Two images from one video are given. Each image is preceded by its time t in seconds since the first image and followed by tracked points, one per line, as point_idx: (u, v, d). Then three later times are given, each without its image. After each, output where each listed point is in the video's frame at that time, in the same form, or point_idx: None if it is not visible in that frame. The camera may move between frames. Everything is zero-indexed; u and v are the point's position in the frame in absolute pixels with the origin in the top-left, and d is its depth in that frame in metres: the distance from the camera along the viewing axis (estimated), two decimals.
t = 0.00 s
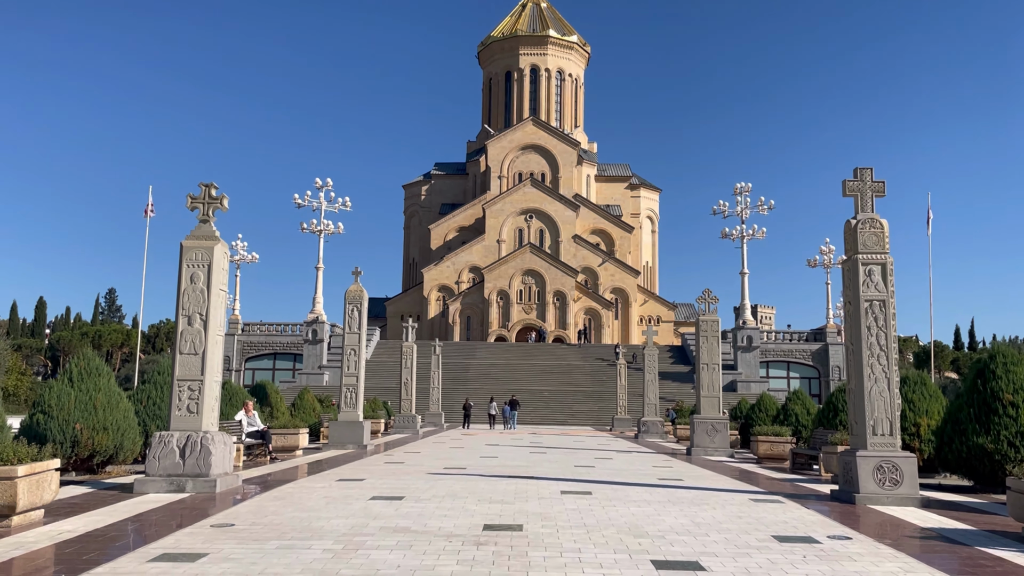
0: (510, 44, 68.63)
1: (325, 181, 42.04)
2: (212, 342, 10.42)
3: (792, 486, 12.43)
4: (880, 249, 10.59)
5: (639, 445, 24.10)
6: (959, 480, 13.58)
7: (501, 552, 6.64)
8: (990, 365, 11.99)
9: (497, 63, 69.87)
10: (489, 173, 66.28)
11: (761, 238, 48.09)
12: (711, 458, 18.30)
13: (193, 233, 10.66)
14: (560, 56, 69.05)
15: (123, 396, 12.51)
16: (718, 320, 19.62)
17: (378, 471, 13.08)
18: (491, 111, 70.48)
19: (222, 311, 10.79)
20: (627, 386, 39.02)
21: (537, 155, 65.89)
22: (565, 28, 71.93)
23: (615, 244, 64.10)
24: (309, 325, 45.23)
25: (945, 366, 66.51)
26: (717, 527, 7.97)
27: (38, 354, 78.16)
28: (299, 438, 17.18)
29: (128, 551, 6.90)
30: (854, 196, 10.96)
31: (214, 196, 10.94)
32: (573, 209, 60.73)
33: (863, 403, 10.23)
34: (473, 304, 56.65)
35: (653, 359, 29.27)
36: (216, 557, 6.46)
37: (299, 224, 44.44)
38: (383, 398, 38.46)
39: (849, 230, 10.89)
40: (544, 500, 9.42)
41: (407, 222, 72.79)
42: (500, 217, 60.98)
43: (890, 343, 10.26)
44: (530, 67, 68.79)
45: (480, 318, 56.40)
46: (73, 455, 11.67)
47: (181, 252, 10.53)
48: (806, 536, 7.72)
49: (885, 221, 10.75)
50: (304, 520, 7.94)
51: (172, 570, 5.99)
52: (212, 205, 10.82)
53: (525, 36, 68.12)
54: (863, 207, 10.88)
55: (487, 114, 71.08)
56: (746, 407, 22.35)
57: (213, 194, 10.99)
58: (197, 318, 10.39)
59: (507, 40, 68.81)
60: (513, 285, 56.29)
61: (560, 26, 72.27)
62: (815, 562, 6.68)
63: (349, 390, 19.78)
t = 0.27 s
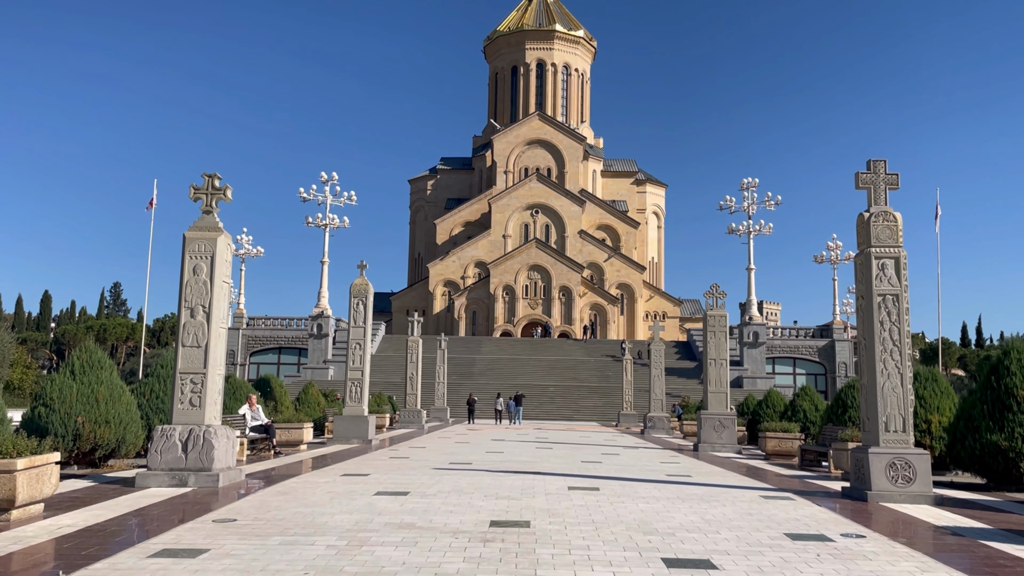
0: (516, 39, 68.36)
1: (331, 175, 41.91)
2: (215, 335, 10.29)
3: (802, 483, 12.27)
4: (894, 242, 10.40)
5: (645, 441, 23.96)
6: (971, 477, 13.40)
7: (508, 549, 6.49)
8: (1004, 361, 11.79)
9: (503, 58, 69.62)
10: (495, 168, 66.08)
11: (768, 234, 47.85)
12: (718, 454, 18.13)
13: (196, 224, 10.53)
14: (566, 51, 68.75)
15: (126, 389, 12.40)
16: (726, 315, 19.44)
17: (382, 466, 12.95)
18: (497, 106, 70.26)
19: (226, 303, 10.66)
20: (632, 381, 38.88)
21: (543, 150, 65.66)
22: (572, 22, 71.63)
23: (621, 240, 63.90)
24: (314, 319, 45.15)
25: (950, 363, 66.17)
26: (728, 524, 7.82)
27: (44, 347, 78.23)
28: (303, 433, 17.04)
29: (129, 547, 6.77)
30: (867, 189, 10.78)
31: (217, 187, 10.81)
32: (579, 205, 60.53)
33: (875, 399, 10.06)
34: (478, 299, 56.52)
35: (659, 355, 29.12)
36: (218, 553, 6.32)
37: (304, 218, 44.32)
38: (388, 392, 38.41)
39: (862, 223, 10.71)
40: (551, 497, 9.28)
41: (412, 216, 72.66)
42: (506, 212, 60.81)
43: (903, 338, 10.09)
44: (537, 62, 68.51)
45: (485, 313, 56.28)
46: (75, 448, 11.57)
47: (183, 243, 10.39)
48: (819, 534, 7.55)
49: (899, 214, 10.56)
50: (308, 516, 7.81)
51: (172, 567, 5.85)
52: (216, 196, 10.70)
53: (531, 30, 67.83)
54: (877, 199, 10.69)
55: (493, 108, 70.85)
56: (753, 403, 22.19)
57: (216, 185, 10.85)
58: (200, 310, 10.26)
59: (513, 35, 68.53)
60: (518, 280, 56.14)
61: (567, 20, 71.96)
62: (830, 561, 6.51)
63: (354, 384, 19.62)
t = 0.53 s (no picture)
0: (521, 35, 68.12)
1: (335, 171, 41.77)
2: (216, 332, 10.18)
3: (809, 483, 12.13)
4: (905, 240, 10.25)
5: (650, 439, 23.83)
6: (980, 478, 13.25)
7: (514, 552, 6.37)
8: (1015, 361, 11.63)
9: (507, 54, 69.41)
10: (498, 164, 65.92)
11: (772, 231, 47.69)
12: (723, 453, 17.98)
13: (197, 220, 10.41)
14: (570, 48, 68.50)
15: (127, 385, 12.30)
16: (731, 313, 19.28)
17: (385, 464, 12.84)
18: (501, 102, 70.09)
19: (227, 300, 10.56)
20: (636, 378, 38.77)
21: (547, 147, 65.48)
22: (576, 19, 71.38)
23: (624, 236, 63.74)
24: (318, 315, 45.07)
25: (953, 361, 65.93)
26: (736, 527, 7.69)
27: (48, 342, 78.19)
28: (306, 430, 16.87)
29: (129, 548, 6.66)
30: (878, 186, 10.62)
31: (219, 182, 10.69)
32: (582, 201, 60.36)
33: (885, 399, 9.91)
34: (482, 296, 56.41)
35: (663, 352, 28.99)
36: (219, 555, 6.20)
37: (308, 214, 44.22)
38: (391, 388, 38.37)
39: (872, 221, 10.55)
40: (557, 497, 9.16)
41: (416, 212, 72.57)
42: (510, 209, 60.66)
43: (914, 338, 9.94)
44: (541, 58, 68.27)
45: (488, 309, 56.18)
46: (75, 446, 11.48)
47: (185, 239, 10.28)
48: (830, 538, 7.41)
49: (910, 212, 10.41)
50: (312, 517, 7.70)
51: (171, 570, 5.73)
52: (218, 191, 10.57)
53: (535, 26, 67.59)
54: (888, 197, 10.54)
55: (497, 105, 70.67)
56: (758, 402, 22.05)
57: (218, 180, 10.74)
58: (201, 307, 10.15)
59: (517, 31, 68.30)
60: (522, 277, 56.01)
61: (571, 17, 71.70)
62: (842, 566, 6.38)
63: (358, 381, 19.44)
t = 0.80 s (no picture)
0: (521, 32, 67.91)
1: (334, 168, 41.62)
2: (211, 329, 10.02)
3: (811, 485, 11.98)
4: (911, 238, 10.09)
5: (650, 439, 23.68)
6: (986, 480, 13.08)
7: (514, 556, 6.21)
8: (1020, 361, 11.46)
9: (507, 52, 69.22)
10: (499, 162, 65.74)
11: (773, 231, 47.54)
12: (724, 453, 17.84)
13: (192, 215, 10.24)
14: (571, 45, 68.28)
15: (120, 383, 12.13)
16: (733, 312, 19.09)
17: (383, 463, 12.68)
18: (501, 100, 69.90)
19: (222, 297, 10.39)
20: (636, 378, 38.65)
21: (548, 145, 65.31)
22: (577, 17, 71.16)
23: (624, 235, 63.61)
24: (316, 313, 44.89)
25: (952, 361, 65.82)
26: (741, 530, 7.53)
27: (46, 339, 77.88)
28: (303, 429, 16.72)
29: (118, 550, 6.49)
30: (884, 183, 10.46)
31: (215, 176, 10.52)
32: (582, 200, 60.20)
33: (891, 400, 9.76)
34: (482, 294, 56.23)
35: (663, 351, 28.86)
36: (211, 559, 6.04)
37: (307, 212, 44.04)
38: (390, 387, 38.25)
39: (878, 220, 10.39)
40: (557, 498, 9.02)
41: (416, 210, 72.43)
42: (510, 207, 60.47)
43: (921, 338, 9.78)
44: (541, 56, 68.06)
45: (488, 308, 56.00)
46: (68, 444, 11.30)
47: (179, 234, 10.11)
48: (837, 542, 7.25)
49: (916, 209, 10.25)
50: (307, 518, 7.53)
51: None
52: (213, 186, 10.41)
53: (536, 24, 67.36)
54: (894, 195, 10.37)
55: (497, 103, 70.50)
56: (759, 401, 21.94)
57: (214, 174, 10.58)
58: (196, 304, 9.99)
59: (517, 28, 68.08)
60: (522, 275, 55.84)
61: (572, 14, 71.48)
62: (850, 571, 6.24)
63: (355, 380, 19.34)
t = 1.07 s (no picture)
0: (519, 32, 67.76)
1: (331, 167, 41.44)
2: (202, 327, 9.85)
3: (810, 486, 11.83)
4: (913, 236, 9.95)
5: (647, 439, 23.55)
6: (986, 481, 12.95)
7: (507, 559, 6.06)
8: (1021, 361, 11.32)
9: (505, 52, 69.07)
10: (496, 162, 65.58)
11: (770, 231, 47.40)
12: (721, 453, 17.72)
13: (182, 211, 10.08)
14: (568, 45, 68.12)
15: (111, 381, 11.97)
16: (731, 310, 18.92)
17: (377, 463, 12.52)
18: (499, 100, 69.73)
19: (213, 294, 10.22)
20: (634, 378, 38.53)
21: (545, 145, 65.16)
22: (575, 17, 71.01)
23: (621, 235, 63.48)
24: (313, 312, 44.69)
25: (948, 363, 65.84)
26: (739, 532, 7.39)
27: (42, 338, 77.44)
28: (296, 429, 16.50)
29: (103, 552, 6.33)
30: (885, 181, 10.33)
31: (206, 171, 10.35)
32: (580, 200, 60.08)
33: (892, 400, 9.62)
34: (479, 294, 56.06)
35: (661, 351, 28.74)
36: (195, 561, 5.88)
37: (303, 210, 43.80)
38: (386, 386, 38.10)
39: (879, 218, 10.26)
40: (553, 499, 8.87)
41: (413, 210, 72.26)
42: (507, 207, 60.32)
43: (922, 338, 9.64)
44: (539, 56, 67.89)
45: (486, 307, 55.84)
46: (57, 444, 11.15)
47: (169, 230, 9.94)
48: (837, 545, 7.11)
49: (917, 208, 10.11)
50: (298, 520, 7.38)
51: None
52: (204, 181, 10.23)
53: (534, 24, 67.21)
54: (895, 192, 10.23)
55: (495, 102, 70.33)
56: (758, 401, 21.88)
57: (205, 169, 10.40)
58: (186, 301, 9.82)
59: (515, 28, 67.91)
60: (519, 274, 55.69)
61: (570, 15, 71.32)
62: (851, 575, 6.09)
63: (350, 379, 19.22)
